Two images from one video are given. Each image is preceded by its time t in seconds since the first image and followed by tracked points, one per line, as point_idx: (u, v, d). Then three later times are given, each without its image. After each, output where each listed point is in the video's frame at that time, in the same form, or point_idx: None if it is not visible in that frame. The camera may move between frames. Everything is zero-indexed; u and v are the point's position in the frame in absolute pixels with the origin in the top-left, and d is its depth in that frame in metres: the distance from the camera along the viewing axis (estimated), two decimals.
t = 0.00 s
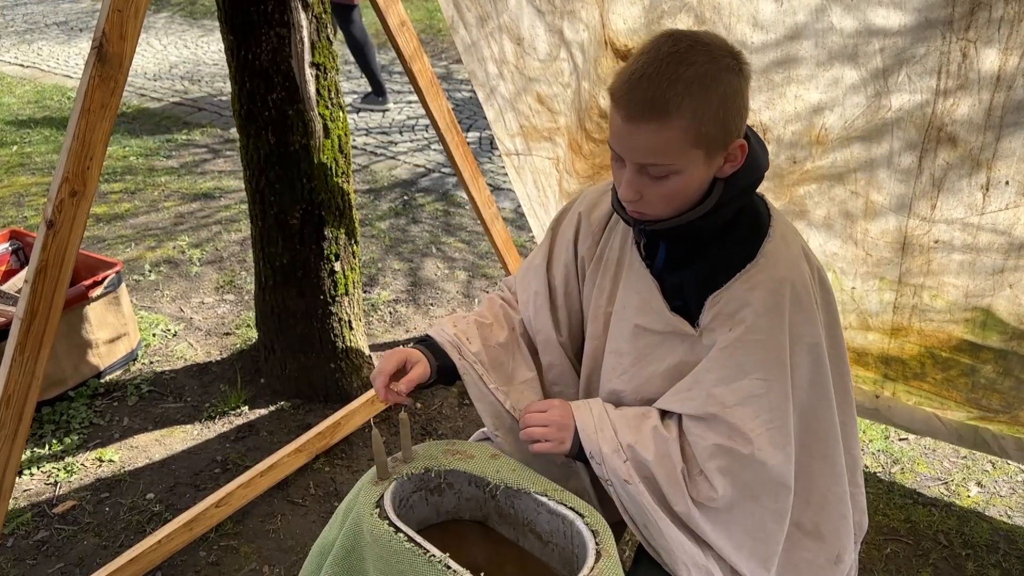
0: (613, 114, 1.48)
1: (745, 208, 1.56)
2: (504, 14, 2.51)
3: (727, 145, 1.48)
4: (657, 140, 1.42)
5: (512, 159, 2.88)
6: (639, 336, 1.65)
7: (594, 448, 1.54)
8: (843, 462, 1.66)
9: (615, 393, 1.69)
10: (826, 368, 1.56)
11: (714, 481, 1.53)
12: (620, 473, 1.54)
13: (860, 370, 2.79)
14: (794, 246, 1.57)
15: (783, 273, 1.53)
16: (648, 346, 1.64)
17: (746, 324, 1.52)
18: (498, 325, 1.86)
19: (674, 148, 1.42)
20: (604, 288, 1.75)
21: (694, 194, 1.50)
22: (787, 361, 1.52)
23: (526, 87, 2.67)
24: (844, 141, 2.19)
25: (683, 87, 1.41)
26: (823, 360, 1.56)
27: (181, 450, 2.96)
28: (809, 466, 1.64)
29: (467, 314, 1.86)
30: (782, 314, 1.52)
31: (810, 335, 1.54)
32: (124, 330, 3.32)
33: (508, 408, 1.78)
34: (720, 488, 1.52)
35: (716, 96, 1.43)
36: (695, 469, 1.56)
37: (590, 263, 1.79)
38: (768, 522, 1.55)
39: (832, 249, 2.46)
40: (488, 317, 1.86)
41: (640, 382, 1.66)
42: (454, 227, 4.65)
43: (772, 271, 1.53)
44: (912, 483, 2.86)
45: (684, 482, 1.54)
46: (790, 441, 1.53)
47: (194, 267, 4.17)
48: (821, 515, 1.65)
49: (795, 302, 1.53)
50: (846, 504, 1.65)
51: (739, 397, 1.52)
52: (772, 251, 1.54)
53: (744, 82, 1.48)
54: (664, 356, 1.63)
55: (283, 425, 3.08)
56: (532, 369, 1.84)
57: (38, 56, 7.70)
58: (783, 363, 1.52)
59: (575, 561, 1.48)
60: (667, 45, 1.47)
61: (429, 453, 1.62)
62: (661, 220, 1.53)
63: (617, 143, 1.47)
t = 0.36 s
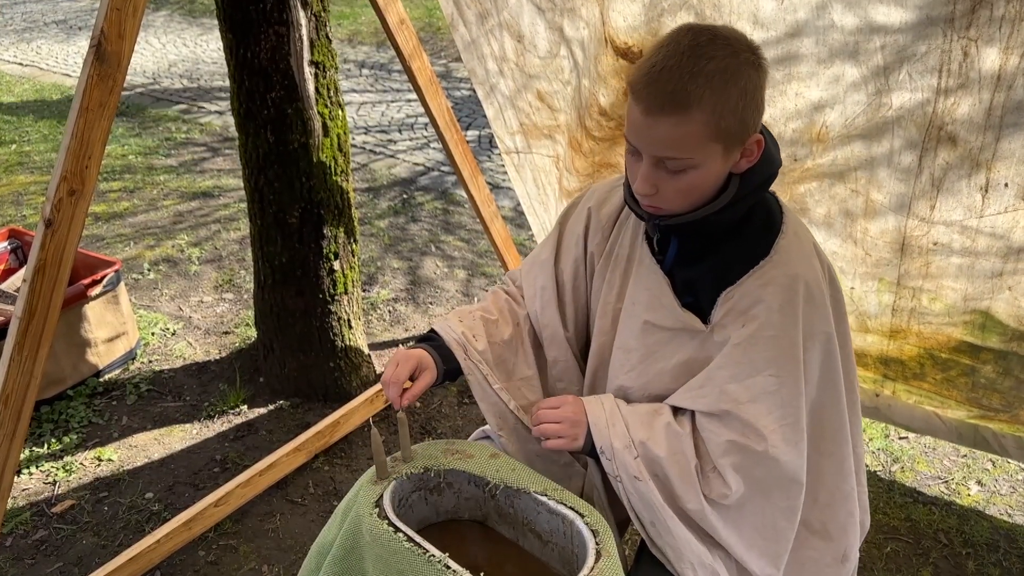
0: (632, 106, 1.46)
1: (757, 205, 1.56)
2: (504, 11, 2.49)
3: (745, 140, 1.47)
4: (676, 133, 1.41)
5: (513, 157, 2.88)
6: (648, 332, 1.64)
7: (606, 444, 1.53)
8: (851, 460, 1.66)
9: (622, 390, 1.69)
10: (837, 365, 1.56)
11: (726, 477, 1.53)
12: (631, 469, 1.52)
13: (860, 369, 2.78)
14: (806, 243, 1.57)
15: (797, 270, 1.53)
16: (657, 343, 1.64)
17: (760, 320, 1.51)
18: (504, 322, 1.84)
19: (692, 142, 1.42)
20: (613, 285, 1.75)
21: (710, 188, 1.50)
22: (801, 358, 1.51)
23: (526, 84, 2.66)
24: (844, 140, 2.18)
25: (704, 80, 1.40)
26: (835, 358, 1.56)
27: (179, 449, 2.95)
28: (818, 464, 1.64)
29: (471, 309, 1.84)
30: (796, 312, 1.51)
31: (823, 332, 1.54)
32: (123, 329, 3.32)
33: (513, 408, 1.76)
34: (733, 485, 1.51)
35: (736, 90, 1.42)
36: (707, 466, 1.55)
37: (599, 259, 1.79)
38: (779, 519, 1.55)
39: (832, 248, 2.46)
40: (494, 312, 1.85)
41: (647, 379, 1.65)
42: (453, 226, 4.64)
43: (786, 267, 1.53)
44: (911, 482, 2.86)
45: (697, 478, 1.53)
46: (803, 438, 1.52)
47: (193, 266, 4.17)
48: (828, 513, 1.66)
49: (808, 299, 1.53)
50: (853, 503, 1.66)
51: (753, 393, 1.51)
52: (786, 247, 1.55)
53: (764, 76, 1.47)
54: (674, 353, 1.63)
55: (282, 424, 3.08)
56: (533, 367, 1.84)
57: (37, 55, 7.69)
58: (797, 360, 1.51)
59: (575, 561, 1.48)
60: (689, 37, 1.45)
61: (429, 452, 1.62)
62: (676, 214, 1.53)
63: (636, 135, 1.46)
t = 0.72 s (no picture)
0: (637, 104, 1.45)
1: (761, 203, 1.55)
2: (506, 4, 2.48)
3: (751, 138, 1.46)
4: (682, 132, 1.40)
5: (513, 154, 2.87)
6: (651, 331, 1.63)
7: (607, 443, 1.52)
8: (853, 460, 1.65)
9: (623, 389, 1.68)
10: (840, 364, 1.56)
11: (728, 477, 1.52)
12: (632, 469, 1.52)
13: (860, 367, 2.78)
14: (810, 242, 1.56)
15: (800, 269, 1.52)
16: (659, 341, 1.63)
17: (762, 319, 1.51)
18: (499, 315, 1.84)
19: (698, 140, 1.41)
20: (615, 282, 1.74)
21: (715, 187, 1.49)
22: (804, 358, 1.51)
23: (528, 79, 2.64)
24: (844, 138, 2.17)
25: (710, 78, 1.39)
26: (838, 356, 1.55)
27: (178, 449, 2.95)
28: (820, 464, 1.63)
29: (468, 301, 1.84)
30: (800, 311, 1.50)
31: (827, 332, 1.54)
32: (121, 328, 3.31)
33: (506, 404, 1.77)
34: (735, 485, 1.51)
35: (743, 87, 1.41)
36: (710, 466, 1.55)
37: (601, 256, 1.78)
38: (780, 519, 1.55)
39: (832, 246, 2.45)
40: (490, 306, 1.84)
41: (647, 377, 1.65)
42: (452, 224, 4.63)
43: (790, 266, 1.52)
44: (912, 480, 2.86)
45: (698, 479, 1.52)
46: (805, 438, 1.51)
47: (192, 264, 4.16)
48: (830, 513, 1.65)
49: (812, 299, 1.52)
50: (854, 503, 1.65)
51: (755, 393, 1.51)
52: (790, 246, 1.54)
53: (770, 74, 1.47)
54: (676, 351, 1.62)
55: (281, 423, 3.07)
56: (529, 362, 1.84)
57: (35, 53, 7.67)
58: (801, 359, 1.50)
59: (574, 561, 1.47)
60: (695, 34, 1.44)
61: (428, 452, 1.61)
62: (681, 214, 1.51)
63: (642, 134, 1.45)
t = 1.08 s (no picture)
0: (638, 108, 1.44)
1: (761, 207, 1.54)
2: None
3: (753, 140, 1.45)
4: (683, 136, 1.39)
5: (513, 151, 2.86)
6: (650, 334, 1.63)
7: (606, 444, 1.52)
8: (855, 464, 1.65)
9: (622, 392, 1.68)
10: (840, 368, 1.56)
11: (727, 480, 1.52)
12: (632, 469, 1.51)
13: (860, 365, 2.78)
14: (811, 245, 1.55)
15: (801, 273, 1.51)
16: (658, 344, 1.63)
17: (763, 324, 1.50)
18: (506, 307, 1.83)
19: (700, 144, 1.40)
20: (613, 283, 1.73)
21: (716, 191, 1.48)
22: (805, 363, 1.50)
23: (529, 75, 2.62)
24: (848, 132, 2.16)
25: (712, 82, 1.38)
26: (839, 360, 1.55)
27: (177, 447, 2.94)
28: (821, 467, 1.64)
29: (481, 291, 1.82)
30: (801, 315, 1.50)
31: (828, 336, 1.53)
32: (120, 327, 3.31)
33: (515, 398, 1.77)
34: (736, 488, 1.51)
35: (745, 90, 1.40)
36: (711, 469, 1.54)
37: (600, 257, 1.77)
38: (781, 522, 1.55)
39: (834, 242, 2.44)
40: (501, 300, 1.84)
41: (647, 380, 1.65)
42: (451, 222, 4.63)
43: (790, 270, 1.51)
44: (911, 479, 2.86)
45: (699, 481, 1.52)
46: (806, 442, 1.51)
47: (191, 263, 4.15)
48: (830, 516, 1.65)
49: (813, 303, 1.52)
50: (854, 506, 1.65)
51: (755, 398, 1.50)
52: (790, 250, 1.53)
53: (772, 75, 1.45)
54: (676, 354, 1.61)
55: (280, 422, 3.07)
56: (531, 355, 1.83)
57: (34, 51, 7.66)
58: (801, 364, 1.50)
59: (573, 561, 1.47)
60: (696, 36, 1.43)
61: (427, 451, 1.60)
62: (682, 216, 1.51)
63: (643, 138, 1.44)
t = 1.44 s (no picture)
0: (654, 138, 1.40)
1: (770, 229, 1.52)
2: None
3: (767, 168, 1.44)
4: (704, 168, 1.36)
5: (513, 149, 2.85)
6: (657, 358, 1.60)
7: (616, 449, 1.53)
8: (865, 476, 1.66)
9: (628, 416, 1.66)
10: (853, 382, 1.57)
11: (736, 494, 1.52)
12: (638, 472, 1.52)
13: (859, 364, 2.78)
14: (819, 264, 1.55)
15: (812, 294, 1.50)
16: (665, 367, 1.61)
17: (773, 343, 1.50)
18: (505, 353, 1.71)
19: (720, 176, 1.37)
20: (617, 305, 1.69)
21: (728, 219, 1.46)
22: (816, 384, 1.50)
23: (531, 70, 2.61)
24: (852, 123, 2.15)
25: (734, 112, 1.35)
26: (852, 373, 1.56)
27: (176, 445, 2.94)
28: (831, 478, 1.65)
29: (473, 346, 1.68)
30: (812, 336, 1.49)
31: (840, 353, 1.53)
32: (119, 325, 3.30)
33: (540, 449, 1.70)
34: (746, 502, 1.51)
35: (764, 119, 1.38)
36: (722, 481, 1.54)
37: (601, 278, 1.72)
38: (788, 536, 1.55)
39: (834, 239, 2.44)
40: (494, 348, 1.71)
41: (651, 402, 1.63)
42: (451, 220, 4.62)
43: (801, 291, 1.51)
44: (911, 477, 2.86)
45: (706, 494, 1.52)
46: (816, 461, 1.51)
47: (189, 261, 4.15)
48: (836, 527, 1.67)
49: (825, 322, 1.51)
50: (862, 518, 1.66)
51: (764, 417, 1.50)
52: (800, 271, 1.52)
53: (785, 100, 1.44)
54: (684, 375, 1.60)
55: (279, 420, 3.07)
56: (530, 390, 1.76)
57: (32, 48, 7.65)
58: (812, 385, 1.49)
59: (573, 560, 1.47)
60: (713, 62, 1.39)
61: (427, 449, 1.60)
62: (694, 244, 1.48)
63: (660, 170, 1.40)
